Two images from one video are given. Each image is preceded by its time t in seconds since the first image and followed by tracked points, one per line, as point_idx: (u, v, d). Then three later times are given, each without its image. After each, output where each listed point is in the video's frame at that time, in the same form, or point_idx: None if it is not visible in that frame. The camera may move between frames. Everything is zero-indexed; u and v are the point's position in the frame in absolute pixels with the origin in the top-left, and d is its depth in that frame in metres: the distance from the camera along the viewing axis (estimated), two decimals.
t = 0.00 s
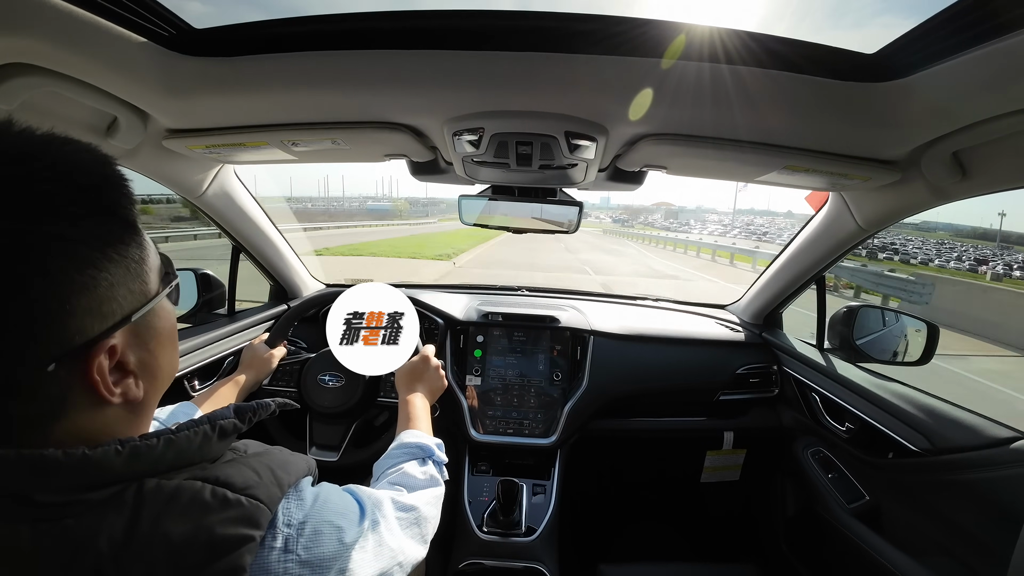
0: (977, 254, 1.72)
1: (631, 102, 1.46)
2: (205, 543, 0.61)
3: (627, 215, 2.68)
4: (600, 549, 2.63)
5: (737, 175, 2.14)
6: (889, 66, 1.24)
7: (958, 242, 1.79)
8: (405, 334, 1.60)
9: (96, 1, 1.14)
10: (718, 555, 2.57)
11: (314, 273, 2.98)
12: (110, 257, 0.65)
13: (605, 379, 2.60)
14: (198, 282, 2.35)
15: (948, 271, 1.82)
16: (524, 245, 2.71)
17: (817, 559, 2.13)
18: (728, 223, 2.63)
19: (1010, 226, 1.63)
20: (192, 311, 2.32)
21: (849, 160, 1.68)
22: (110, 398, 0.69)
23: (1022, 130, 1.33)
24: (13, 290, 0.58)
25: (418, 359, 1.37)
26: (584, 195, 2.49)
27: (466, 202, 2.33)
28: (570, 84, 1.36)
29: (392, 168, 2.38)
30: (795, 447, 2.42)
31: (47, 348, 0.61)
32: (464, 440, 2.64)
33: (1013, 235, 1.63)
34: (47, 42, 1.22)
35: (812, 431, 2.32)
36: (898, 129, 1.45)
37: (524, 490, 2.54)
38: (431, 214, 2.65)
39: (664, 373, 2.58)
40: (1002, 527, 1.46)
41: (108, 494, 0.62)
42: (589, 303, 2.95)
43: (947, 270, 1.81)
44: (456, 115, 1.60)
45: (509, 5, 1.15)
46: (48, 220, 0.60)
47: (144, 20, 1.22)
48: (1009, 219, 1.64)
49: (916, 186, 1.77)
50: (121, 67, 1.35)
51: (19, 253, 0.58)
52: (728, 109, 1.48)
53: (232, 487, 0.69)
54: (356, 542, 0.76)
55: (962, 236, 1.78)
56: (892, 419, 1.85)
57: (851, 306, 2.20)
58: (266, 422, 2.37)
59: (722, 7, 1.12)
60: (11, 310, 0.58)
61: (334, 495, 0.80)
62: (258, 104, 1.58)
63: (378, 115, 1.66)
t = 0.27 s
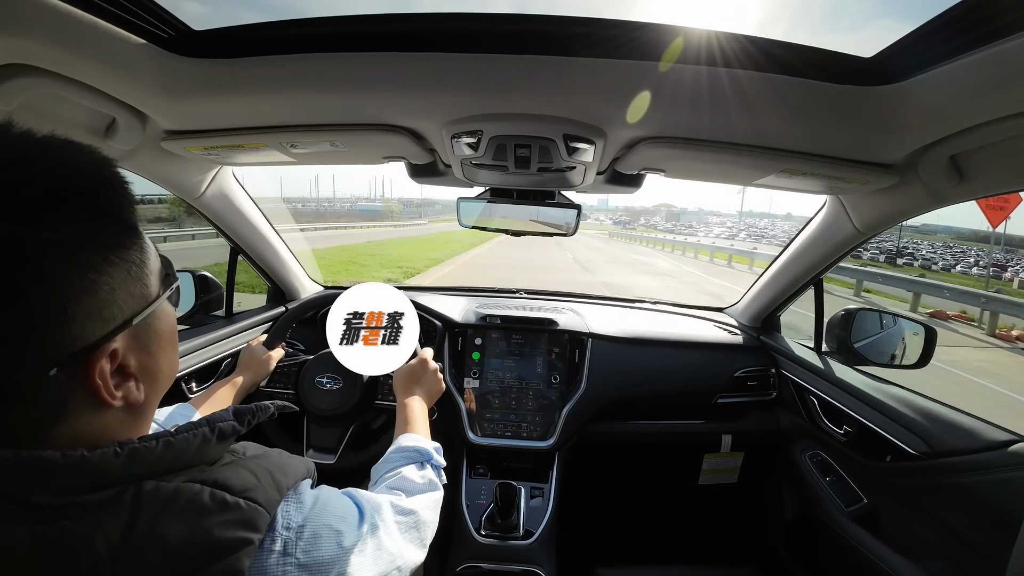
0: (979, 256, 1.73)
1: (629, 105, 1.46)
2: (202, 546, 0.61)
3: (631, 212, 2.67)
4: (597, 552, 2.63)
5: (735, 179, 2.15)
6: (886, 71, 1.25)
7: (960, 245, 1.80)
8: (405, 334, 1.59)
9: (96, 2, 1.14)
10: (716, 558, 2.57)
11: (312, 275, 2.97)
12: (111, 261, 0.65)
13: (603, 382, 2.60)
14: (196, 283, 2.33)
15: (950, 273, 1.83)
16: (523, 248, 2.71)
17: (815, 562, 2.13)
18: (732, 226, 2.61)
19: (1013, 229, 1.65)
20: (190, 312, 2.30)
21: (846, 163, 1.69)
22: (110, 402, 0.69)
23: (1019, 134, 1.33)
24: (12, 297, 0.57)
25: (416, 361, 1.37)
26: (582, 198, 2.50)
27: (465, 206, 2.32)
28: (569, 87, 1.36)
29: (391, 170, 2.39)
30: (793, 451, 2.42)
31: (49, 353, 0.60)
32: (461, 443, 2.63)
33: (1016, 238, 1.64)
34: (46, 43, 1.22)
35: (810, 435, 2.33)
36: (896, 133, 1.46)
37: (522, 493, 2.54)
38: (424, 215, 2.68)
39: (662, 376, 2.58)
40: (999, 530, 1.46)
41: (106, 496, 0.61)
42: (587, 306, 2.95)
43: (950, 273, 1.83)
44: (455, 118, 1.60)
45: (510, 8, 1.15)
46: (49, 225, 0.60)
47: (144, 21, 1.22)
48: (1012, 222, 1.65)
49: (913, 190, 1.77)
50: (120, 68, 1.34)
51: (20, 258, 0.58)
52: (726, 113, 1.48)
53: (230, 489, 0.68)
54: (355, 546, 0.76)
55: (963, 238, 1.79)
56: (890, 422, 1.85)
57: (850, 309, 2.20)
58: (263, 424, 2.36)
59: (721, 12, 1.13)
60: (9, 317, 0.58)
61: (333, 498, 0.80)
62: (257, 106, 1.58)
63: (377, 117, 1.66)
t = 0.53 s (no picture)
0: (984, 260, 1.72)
1: (626, 104, 1.46)
2: (202, 547, 0.61)
3: (635, 214, 2.71)
4: (596, 549, 2.64)
5: (734, 176, 2.14)
6: (885, 71, 1.25)
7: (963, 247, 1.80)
8: (405, 334, 1.59)
9: None
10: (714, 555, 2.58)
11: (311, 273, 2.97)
12: (115, 261, 0.65)
13: (602, 380, 2.60)
14: (195, 281, 2.33)
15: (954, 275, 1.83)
16: (522, 246, 2.71)
17: (813, 560, 2.14)
18: (739, 228, 2.57)
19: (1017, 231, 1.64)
20: (189, 310, 2.30)
21: (845, 161, 1.69)
22: (114, 400, 0.69)
23: (1019, 133, 1.33)
24: (19, 297, 0.57)
25: (415, 358, 1.37)
26: (581, 195, 2.49)
27: (464, 203, 2.33)
28: (569, 84, 1.36)
29: (389, 168, 2.38)
30: (792, 449, 2.43)
31: (54, 353, 0.60)
32: (460, 440, 2.64)
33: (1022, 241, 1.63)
34: (43, 40, 1.21)
35: (809, 433, 2.33)
36: (896, 132, 1.45)
37: (520, 490, 2.54)
38: (417, 216, 2.68)
39: (661, 374, 2.58)
40: (997, 529, 1.47)
41: (107, 496, 0.61)
42: (586, 304, 2.95)
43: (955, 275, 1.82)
44: (455, 115, 1.60)
45: (510, 6, 1.15)
46: (49, 226, 0.59)
47: (142, 19, 1.21)
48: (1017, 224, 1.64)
49: (913, 188, 1.77)
50: (118, 65, 1.34)
51: (24, 258, 0.57)
52: (724, 111, 1.48)
53: (230, 489, 0.68)
54: (354, 546, 0.76)
55: (967, 240, 1.80)
56: (890, 421, 1.86)
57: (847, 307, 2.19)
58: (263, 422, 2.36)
59: (721, 11, 1.12)
60: (14, 318, 0.57)
61: (333, 498, 0.80)
62: (256, 103, 1.57)
63: (376, 115, 1.66)
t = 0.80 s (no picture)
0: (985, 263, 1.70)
1: (626, 107, 1.45)
2: (192, 542, 0.60)
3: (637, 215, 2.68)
4: (592, 554, 2.63)
5: (733, 183, 2.15)
6: (885, 77, 1.26)
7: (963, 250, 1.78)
8: (405, 334, 1.57)
9: None
10: (710, 561, 2.57)
11: (309, 274, 2.97)
12: (88, 246, 0.64)
13: (599, 384, 2.60)
14: (193, 281, 2.35)
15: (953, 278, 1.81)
16: (521, 250, 2.71)
17: (809, 566, 2.14)
18: (746, 231, 2.50)
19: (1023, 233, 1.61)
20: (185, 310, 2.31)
21: (843, 168, 1.70)
22: (96, 388, 0.68)
23: (1017, 141, 1.34)
24: None
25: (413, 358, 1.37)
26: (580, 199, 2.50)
27: (462, 206, 2.31)
28: (569, 88, 1.36)
29: (389, 170, 2.38)
30: (789, 454, 2.43)
31: (30, 340, 0.60)
32: (457, 443, 2.63)
33: None
34: (46, 38, 1.21)
35: (806, 438, 2.33)
36: (895, 139, 1.46)
37: (517, 494, 2.53)
38: (408, 216, 2.67)
39: (658, 378, 2.59)
40: (993, 535, 1.47)
41: (96, 491, 0.61)
42: (585, 308, 2.95)
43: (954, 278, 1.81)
44: (455, 118, 1.60)
45: (511, 9, 1.16)
46: (22, 212, 0.59)
47: (144, 18, 1.21)
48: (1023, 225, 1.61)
49: (910, 195, 1.78)
50: (119, 64, 1.34)
51: None
52: (725, 117, 1.49)
53: (220, 485, 0.68)
54: (344, 542, 0.75)
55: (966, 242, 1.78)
56: (886, 427, 1.86)
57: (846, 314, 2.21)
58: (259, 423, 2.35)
59: (720, 17, 1.13)
60: None
61: (324, 494, 0.80)
62: (257, 104, 1.57)
63: (376, 116, 1.66)
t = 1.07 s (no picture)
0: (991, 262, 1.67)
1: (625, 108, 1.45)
2: (196, 548, 0.60)
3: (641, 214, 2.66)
4: (590, 556, 2.62)
5: (732, 185, 2.15)
6: (884, 79, 1.26)
7: (972, 250, 1.75)
8: (405, 334, 1.56)
9: None
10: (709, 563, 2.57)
11: (308, 275, 2.97)
12: (104, 251, 0.64)
13: (598, 385, 2.60)
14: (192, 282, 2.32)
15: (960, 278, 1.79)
16: (520, 251, 2.71)
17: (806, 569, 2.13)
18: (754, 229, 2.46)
19: None
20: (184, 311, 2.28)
21: (841, 171, 1.70)
22: (110, 393, 0.68)
23: (1015, 144, 1.35)
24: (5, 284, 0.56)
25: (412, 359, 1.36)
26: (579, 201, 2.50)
27: (461, 207, 2.28)
28: (569, 91, 1.36)
29: (388, 171, 2.38)
30: (787, 456, 2.43)
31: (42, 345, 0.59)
32: (455, 445, 2.62)
33: None
34: (46, 38, 1.21)
35: (804, 440, 2.34)
36: (894, 142, 1.47)
37: (515, 496, 2.53)
38: (401, 216, 2.72)
39: (657, 380, 2.58)
40: (992, 538, 1.47)
41: (102, 495, 0.61)
42: (584, 310, 2.95)
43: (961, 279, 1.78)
44: (454, 120, 1.60)
45: (512, 11, 1.16)
46: (31, 217, 0.59)
47: (144, 19, 1.21)
48: None
49: (909, 198, 1.79)
50: (118, 64, 1.34)
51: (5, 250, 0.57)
52: (723, 119, 1.49)
53: (226, 491, 0.68)
54: (351, 548, 0.75)
55: (976, 242, 1.75)
56: (884, 429, 1.86)
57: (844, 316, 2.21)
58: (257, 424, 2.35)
59: (719, 19, 1.13)
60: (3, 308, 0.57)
61: (330, 499, 0.79)
62: (256, 105, 1.57)
63: (375, 118, 1.66)
